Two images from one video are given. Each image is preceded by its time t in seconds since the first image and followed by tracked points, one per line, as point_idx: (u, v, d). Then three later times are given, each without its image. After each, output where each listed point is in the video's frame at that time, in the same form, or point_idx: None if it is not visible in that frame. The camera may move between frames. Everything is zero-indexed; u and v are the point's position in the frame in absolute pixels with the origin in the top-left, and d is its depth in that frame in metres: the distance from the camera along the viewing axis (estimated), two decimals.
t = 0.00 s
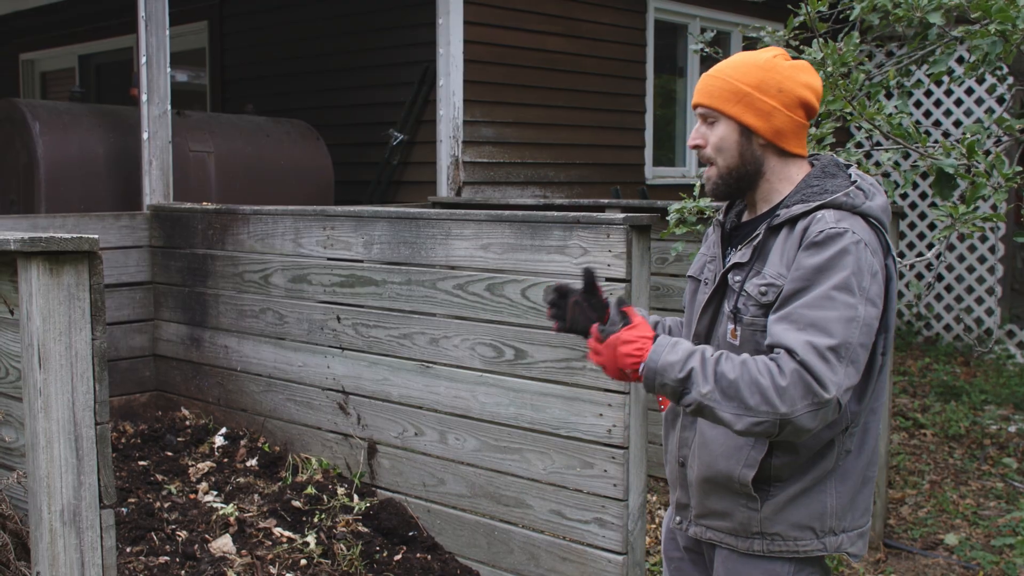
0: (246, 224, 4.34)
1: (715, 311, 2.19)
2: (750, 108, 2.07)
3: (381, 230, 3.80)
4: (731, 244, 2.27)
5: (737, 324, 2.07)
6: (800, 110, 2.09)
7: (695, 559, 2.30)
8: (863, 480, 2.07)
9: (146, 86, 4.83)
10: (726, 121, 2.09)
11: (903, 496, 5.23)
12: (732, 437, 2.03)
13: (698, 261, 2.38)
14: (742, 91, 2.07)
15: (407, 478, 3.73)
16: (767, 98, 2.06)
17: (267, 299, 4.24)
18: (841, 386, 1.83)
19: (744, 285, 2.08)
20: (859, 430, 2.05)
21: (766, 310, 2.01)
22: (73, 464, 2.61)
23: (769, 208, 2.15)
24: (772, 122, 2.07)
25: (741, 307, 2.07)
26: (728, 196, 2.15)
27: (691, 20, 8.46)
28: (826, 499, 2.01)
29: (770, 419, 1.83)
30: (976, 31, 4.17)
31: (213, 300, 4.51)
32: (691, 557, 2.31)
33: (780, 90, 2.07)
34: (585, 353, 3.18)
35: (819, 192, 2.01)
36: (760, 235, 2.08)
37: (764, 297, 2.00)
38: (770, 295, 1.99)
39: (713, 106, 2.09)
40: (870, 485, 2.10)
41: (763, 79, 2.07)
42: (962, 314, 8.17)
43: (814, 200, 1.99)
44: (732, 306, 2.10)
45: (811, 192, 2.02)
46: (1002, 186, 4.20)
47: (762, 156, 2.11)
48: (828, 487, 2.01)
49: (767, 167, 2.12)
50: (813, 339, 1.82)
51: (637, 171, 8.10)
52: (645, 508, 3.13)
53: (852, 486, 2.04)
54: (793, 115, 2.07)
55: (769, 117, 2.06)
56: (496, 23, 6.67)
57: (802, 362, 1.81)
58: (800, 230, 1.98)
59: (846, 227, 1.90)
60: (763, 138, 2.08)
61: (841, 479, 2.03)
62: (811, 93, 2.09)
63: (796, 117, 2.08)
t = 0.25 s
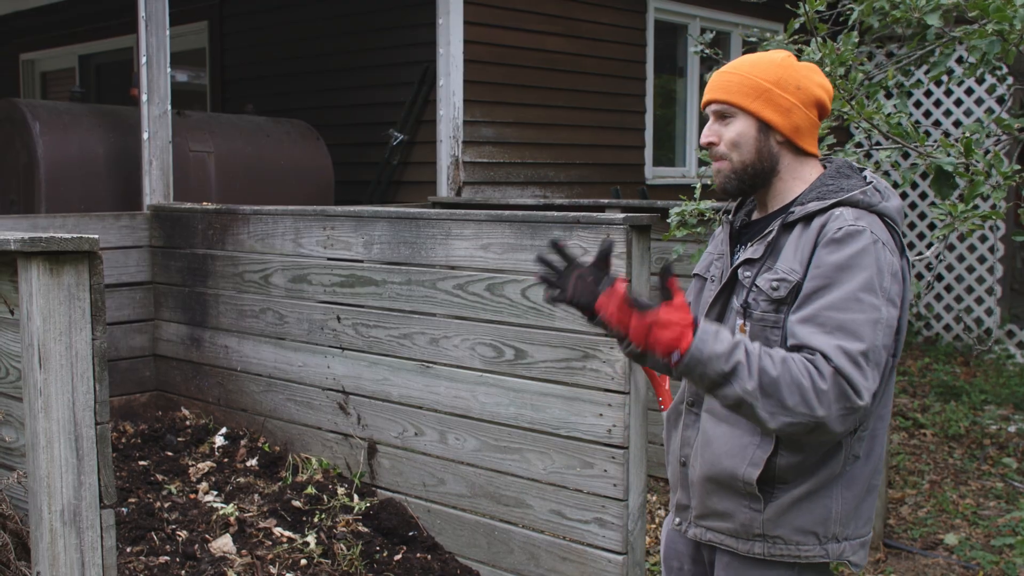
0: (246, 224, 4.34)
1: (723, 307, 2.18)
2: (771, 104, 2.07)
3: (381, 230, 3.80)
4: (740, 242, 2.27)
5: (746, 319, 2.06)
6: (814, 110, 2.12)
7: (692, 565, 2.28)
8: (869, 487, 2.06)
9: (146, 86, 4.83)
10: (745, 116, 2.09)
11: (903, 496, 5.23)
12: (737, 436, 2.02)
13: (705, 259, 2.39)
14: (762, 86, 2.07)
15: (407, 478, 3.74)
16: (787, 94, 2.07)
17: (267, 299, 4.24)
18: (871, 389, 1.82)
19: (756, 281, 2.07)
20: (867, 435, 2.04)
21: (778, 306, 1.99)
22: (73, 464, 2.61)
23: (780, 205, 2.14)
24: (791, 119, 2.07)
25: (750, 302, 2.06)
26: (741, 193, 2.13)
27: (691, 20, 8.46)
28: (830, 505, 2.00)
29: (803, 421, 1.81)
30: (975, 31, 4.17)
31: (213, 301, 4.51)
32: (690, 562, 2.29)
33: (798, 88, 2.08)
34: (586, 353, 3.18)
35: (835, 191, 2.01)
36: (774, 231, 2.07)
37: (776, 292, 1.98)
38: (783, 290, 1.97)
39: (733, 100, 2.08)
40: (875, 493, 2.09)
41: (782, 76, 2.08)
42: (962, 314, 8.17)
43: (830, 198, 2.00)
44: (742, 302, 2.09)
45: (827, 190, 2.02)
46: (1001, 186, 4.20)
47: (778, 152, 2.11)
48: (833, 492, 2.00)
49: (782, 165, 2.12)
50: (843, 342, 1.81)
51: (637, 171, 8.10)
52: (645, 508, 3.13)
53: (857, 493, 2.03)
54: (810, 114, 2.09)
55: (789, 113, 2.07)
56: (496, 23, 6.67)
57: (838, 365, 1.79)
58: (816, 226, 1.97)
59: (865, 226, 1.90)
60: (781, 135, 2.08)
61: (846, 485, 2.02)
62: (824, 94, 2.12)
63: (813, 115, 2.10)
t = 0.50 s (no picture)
0: (246, 224, 4.34)
1: (730, 310, 2.18)
2: (789, 105, 2.07)
3: (381, 230, 3.80)
4: (742, 246, 2.26)
5: (758, 324, 2.06)
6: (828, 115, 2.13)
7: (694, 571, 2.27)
8: (877, 490, 2.07)
9: (146, 86, 4.83)
10: (761, 115, 2.08)
11: (903, 496, 5.23)
12: (745, 442, 2.01)
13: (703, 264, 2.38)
14: (781, 86, 2.07)
15: (407, 478, 3.74)
16: (805, 97, 2.08)
17: (267, 299, 4.24)
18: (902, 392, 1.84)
19: (765, 286, 2.07)
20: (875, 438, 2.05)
21: (790, 311, 2.00)
22: (73, 464, 2.61)
23: (787, 207, 2.13)
24: (807, 122, 2.08)
25: (762, 308, 2.06)
26: (750, 191, 2.12)
27: (691, 20, 8.46)
28: (841, 508, 2.01)
29: (841, 430, 1.81)
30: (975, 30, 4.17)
31: (212, 300, 4.51)
32: (692, 569, 2.27)
33: (815, 90, 2.09)
34: (586, 353, 3.18)
35: (842, 194, 2.01)
36: (781, 235, 2.06)
37: (787, 297, 1.99)
38: (795, 296, 1.97)
39: (751, 98, 2.07)
40: (882, 496, 2.10)
41: (801, 78, 2.09)
42: (962, 314, 8.17)
43: (838, 202, 1.99)
44: (751, 307, 2.09)
45: (833, 193, 2.02)
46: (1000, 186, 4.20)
47: (790, 155, 2.11)
48: (843, 496, 2.01)
49: (792, 167, 2.12)
50: (874, 349, 1.81)
51: (636, 171, 8.10)
52: (645, 508, 3.14)
53: (866, 496, 2.04)
54: (824, 119, 2.11)
55: (806, 116, 2.08)
56: (496, 23, 6.67)
57: (872, 372, 1.79)
58: (827, 231, 1.97)
59: (877, 230, 1.91)
60: (795, 137, 2.09)
61: (855, 489, 2.02)
62: (837, 99, 2.14)
63: (826, 120, 2.11)
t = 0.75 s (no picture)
0: (246, 224, 4.34)
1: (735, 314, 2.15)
2: (810, 106, 2.08)
3: (381, 230, 3.80)
4: (745, 246, 2.24)
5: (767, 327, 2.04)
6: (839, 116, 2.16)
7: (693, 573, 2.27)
8: (878, 493, 2.07)
9: (145, 86, 4.83)
10: (784, 116, 2.08)
11: (903, 496, 5.23)
12: (750, 445, 2.02)
13: (701, 264, 2.35)
14: (804, 86, 2.07)
15: (407, 478, 3.74)
16: (824, 98, 2.10)
17: (267, 299, 4.24)
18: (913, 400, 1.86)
19: (775, 289, 2.05)
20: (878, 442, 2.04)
21: (801, 315, 1.98)
22: (73, 464, 2.61)
23: (799, 208, 2.13)
24: (825, 123, 2.10)
25: (772, 311, 2.04)
26: (768, 191, 2.10)
27: (691, 20, 8.46)
28: (844, 512, 2.00)
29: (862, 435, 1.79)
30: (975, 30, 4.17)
31: (212, 300, 4.51)
32: (691, 570, 2.27)
33: (832, 92, 2.12)
34: (586, 353, 3.18)
35: (853, 198, 2.01)
36: (791, 238, 2.05)
37: (799, 301, 1.98)
38: (806, 299, 1.97)
39: (774, 97, 2.07)
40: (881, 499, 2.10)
41: (820, 78, 2.10)
42: (962, 314, 8.17)
43: (850, 206, 1.99)
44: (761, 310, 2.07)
45: (844, 197, 2.02)
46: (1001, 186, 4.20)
47: (807, 156, 2.11)
48: (846, 499, 2.00)
49: (808, 168, 2.12)
50: (891, 358, 1.81)
51: (637, 171, 8.10)
52: (644, 508, 3.14)
53: (868, 499, 2.04)
54: (838, 120, 2.13)
55: (825, 117, 2.09)
56: (496, 23, 6.67)
57: (892, 380, 1.80)
58: (839, 235, 1.96)
59: (889, 236, 1.91)
60: (814, 138, 2.10)
61: (857, 492, 2.02)
62: (847, 102, 2.17)
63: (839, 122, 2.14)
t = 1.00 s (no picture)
0: (246, 224, 4.34)
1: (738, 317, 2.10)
2: (816, 107, 2.08)
3: (381, 230, 3.80)
4: (746, 247, 2.22)
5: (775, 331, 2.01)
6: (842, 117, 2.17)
7: None
8: (879, 493, 2.07)
9: (146, 86, 4.83)
10: (790, 116, 2.08)
11: (903, 496, 5.23)
12: (755, 447, 2.02)
13: (698, 264, 2.30)
14: (811, 87, 2.08)
15: (407, 478, 3.74)
16: (829, 99, 2.10)
17: (267, 299, 4.24)
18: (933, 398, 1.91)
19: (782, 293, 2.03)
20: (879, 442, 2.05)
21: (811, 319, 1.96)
22: (73, 464, 2.61)
23: (803, 209, 2.13)
24: (830, 125, 2.10)
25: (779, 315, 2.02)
26: (772, 192, 2.10)
27: (691, 20, 8.46)
28: (848, 512, 2.00)
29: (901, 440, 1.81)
30: (976, 31, 4.17)
31: (212, 300, 4.51)
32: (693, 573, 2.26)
33: (837, 93, 2.12)
34: (585, 353, 3.18)
35: (858, 200, 2.00)
36: (798, 241, 2.04)
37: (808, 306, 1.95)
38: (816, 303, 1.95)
39: (782, 98, 2.07)
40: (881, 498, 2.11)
41: (826, 78, 2.10)
42: (962, 314, 8.17)
43: (856, 208, 1.98)
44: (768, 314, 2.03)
45: (848, 199, 2.01)
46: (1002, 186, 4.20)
47: (811, 156, 2.12)
48: (850, 499, 2.01)
49: (812, 169, 2.13)
50: (919, 363, 1.84)
51: (637, 171, 8.10)
52: (645, 508, 3.14)
53: (870, 498, 2.04)
54: (841, 121, 2.14)
55: (830, 118, 2.10)
56: (496, 23, 6.67)
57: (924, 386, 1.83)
58: (849, 239, 1.96)
59: (901, 239, 1.93)
60: (819, 139, 2.10)
61: (861, 492, 2.02)
62: (850, 103, 2.18)
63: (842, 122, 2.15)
